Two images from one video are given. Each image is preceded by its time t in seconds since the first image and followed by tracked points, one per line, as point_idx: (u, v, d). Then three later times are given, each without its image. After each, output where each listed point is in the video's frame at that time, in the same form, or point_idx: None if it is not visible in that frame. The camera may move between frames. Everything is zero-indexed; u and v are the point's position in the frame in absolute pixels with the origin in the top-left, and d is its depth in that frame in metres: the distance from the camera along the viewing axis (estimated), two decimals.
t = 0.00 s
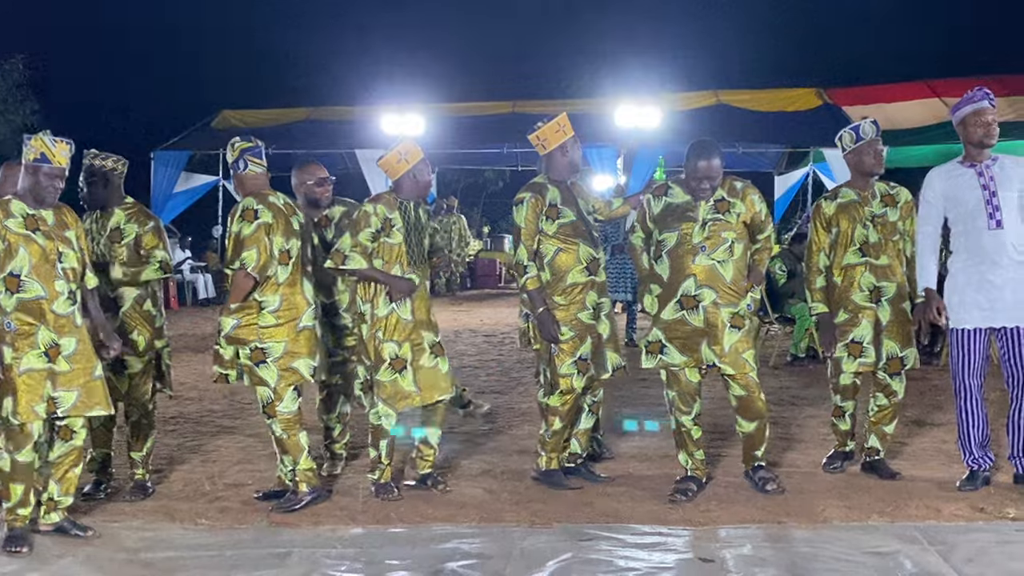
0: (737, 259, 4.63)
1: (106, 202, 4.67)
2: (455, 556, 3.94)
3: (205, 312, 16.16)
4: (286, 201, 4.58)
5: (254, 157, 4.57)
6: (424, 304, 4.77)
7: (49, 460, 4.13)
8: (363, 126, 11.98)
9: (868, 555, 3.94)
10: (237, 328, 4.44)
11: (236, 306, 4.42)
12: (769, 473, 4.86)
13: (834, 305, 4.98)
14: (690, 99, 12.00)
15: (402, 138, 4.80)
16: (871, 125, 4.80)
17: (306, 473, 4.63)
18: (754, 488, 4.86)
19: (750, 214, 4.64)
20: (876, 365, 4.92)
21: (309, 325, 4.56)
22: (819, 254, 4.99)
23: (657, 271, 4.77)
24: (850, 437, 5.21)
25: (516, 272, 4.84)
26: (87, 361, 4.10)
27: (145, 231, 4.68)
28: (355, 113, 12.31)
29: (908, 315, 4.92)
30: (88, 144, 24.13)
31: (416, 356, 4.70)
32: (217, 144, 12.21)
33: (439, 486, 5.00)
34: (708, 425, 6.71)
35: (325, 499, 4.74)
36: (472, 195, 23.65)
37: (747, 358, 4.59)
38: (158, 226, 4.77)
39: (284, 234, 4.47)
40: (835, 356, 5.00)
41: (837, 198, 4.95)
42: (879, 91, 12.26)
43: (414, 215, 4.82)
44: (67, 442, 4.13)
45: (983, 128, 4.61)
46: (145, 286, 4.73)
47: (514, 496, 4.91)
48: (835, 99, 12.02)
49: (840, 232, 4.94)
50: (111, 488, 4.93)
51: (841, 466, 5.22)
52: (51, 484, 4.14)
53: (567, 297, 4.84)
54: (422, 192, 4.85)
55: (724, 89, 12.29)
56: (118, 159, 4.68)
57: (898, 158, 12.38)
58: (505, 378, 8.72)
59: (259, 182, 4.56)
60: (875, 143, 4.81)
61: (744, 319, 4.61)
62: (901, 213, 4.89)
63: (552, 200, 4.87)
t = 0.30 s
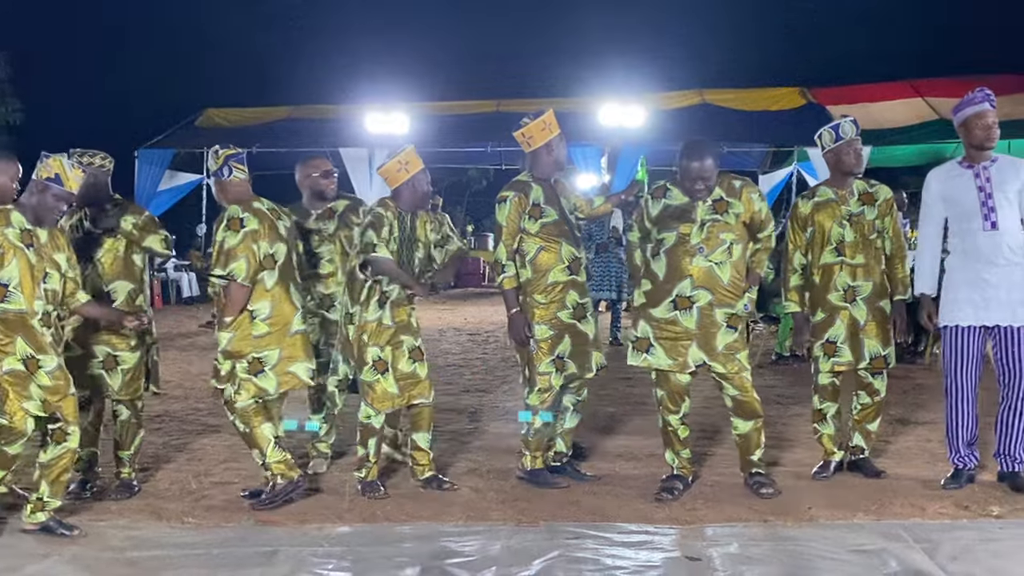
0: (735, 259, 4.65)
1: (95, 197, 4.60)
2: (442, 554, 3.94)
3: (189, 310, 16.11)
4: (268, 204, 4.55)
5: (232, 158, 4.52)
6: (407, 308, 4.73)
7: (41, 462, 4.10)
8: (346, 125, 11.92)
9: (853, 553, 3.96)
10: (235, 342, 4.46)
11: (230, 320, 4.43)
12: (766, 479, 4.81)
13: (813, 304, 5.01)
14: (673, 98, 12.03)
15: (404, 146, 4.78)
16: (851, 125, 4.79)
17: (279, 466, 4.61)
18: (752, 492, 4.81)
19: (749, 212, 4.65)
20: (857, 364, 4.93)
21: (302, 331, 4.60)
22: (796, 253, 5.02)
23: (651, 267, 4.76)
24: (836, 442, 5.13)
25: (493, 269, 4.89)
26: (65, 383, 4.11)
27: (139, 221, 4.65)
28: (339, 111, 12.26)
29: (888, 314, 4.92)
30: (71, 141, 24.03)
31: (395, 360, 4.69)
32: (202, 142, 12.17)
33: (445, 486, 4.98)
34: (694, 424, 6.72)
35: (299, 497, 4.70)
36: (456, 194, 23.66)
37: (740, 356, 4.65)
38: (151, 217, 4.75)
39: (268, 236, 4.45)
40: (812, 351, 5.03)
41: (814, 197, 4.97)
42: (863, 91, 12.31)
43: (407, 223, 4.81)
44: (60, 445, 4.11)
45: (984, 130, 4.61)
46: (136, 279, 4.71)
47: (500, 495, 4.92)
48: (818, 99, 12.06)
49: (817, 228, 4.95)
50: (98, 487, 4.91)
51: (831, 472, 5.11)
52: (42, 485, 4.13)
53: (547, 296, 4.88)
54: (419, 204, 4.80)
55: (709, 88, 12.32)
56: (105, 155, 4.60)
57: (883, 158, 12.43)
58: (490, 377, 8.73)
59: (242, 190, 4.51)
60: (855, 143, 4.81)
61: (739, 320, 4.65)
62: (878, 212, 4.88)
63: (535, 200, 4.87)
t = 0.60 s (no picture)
0: (725, 255, 4.65)
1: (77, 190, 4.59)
2: (426, 553, 3.94)
3: (173, 307, 16.07)
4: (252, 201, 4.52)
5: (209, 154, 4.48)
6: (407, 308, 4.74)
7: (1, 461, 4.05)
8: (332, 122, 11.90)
9: (836, 551, 3.97)
10: (248, 337, 4.45)
11: (243, 316, 4.41)
12: (749, 477, 4.83)
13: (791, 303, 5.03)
14: (660, 96, 12.06)
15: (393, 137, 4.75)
16: (828, 125, 4.82)
17: (247, 470, 4.62)
18: (735, 491, 4.82)
19: (738, 208, 4.66)
20: (832, 363, 4.94)
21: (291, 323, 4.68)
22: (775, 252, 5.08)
23: (645, 265, 4.77)
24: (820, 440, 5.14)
25: (475, 267, 4.90)
26: (14, 378, 4.05)
27: (124, 209, 4.62)
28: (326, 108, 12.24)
29: (862, 312, 4.95)
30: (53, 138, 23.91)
31: (394, 359, 4.70)
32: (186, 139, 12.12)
33: (431, 483, 4.97)
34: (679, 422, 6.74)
35: (269, 499, 4.71)
36: (442, 192, 23.64)
37: (734, 352, 4.62)
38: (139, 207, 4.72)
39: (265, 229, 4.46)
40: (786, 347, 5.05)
41: (791, 195, 4.99)
42: (849, 90, 12.35)
43: (401, 218, 4.79)
44: (14, 439, 4.06)
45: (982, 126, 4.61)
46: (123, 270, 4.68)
47: (485, 493, 4.92)
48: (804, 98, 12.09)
49: (793, 226, 4.98)
50: (80, 485, 4.88)
51: (814, 471, 5.12)
52: (10, 483, 4.09)
53: (526, 296, 4.87)
54: (407, 197, 4.81)
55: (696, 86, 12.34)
56: (87, 150, 4.66)
57: (869, 157, 12.47)
58: (475, 375, 8.73)
59: (225, 185, 4.50)
60: (831, 143, 4.84)
61: (733, 314, 4.64)
62: (854, 211, 4.88)
63: (518, 198, 4.87)
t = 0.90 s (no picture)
0: (705, 255, 4.68)
1: (50, 185, 4.52)
2: (405, 548, 3.94)
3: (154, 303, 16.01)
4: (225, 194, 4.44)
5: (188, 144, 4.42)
6: (386, 307, 4.75)
7: None
8: (314, 119, 11.89)
9: (813, 546, 3.99)
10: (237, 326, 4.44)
11: (236, 300, 4.41)
12: (727, 471, 4.85)
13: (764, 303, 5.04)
14: (643, 94, 12.09)
15: (368, 135, 4.79)
16: (809, 125, 4.79)
17: (228, 470, 4.61)
18: (714, 487, 4.84)
19: (714, 208, 4.68)
20: (807, 361, 4.94)
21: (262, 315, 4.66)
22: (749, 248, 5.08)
23: (625, 273, 4.80)
24: (797, 437, 5.15)
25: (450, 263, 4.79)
26: None
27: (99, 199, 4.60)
28: (308, 105, 12.23)
29: (835, 312, 4.98)
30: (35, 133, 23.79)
31: (377, 354, 4.71)
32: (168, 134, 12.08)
33: (413, 479, 4.97)
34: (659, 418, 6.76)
35: (248, 496, 4.69)
36: (425, 188, 23.63)
37: (719, 348, 4.66)
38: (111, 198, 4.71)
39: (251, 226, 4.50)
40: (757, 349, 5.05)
41: (768, 194, 5.00)
42: (831, 88, 12.39)
43: (374, 215, 4.81)
44: None
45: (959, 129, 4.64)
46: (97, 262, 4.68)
47: (465, 488, 4.93)
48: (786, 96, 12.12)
49: (768, 225, 5.00)
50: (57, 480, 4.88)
51: (793, 467, 5.13)
52: None
53: (503, 294, 4.88)
54: (383, 192, 4.81)
55: (679, 83, 12.37)
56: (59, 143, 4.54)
57: (850, 155, 12.52)
58: (456, 371, 8.73)
59: (204, 177, 4.44)
60: (811, 144, 4.84)
61: (715, 312, 4.67)
62: (829, 212, 4.93)
63: (498, 197, 4.87)
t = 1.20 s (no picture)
0: (690, 253, 4.69)
1: (23, 178, 4.44)
2: (384, 544, 3.94)
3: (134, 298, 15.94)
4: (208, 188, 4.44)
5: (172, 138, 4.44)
6: (359, 302, 4.72)
7: None
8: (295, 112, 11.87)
9: (790, 541, 4.01)
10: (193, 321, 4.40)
11: (197, 292, 4.38)
12: (706, 467, 4.87)
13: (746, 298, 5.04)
14: (625, 90, 12.12)
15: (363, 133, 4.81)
16: (797, 121, 4.84)
17: (206, 467, 4.59)
18: (693, 481, 4.87)
19: (703, 203, 4.67)
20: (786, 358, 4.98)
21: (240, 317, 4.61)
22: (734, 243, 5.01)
23: (608, 258, 4.77)
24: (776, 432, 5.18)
25: (438, 258, 4.82)
26: None
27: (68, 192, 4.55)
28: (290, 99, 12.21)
29: (817, 309, 5.02)
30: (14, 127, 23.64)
31: (348, 351, 4.70)
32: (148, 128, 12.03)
33: (392, 475, 4.97)
34: (639, 414, 6.77)
35: (225, 492, 4.67)
36: (408, 183, 23.60)
37: (694, 346, 4.69)
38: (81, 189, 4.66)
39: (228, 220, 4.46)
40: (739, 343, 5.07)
41: (756, 189, 4.98)
42: (812, 85, 12.43)
43: (365, 212, 4.81)
44: None
45: (927, 124, 4.69)
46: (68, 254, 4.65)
47: (444, 484, 4.94)
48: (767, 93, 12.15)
49: (756, 219, 4.97)
50: (33, 474, 4.87)
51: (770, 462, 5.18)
52: None
53: (489, 287, 4.89)
54: (376, 190, 4.81)
55: (662, 80, 12.41)
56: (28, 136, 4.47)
57: (831, 152, 12.57)
58: (437, 367, 8.73)
59: (186, 173, 4.45)
60: (799, 140, 4.89)
61: (694, 311, 4.69)
62: (815, 210, 4.95)
63: (481, 191, 4.86)
